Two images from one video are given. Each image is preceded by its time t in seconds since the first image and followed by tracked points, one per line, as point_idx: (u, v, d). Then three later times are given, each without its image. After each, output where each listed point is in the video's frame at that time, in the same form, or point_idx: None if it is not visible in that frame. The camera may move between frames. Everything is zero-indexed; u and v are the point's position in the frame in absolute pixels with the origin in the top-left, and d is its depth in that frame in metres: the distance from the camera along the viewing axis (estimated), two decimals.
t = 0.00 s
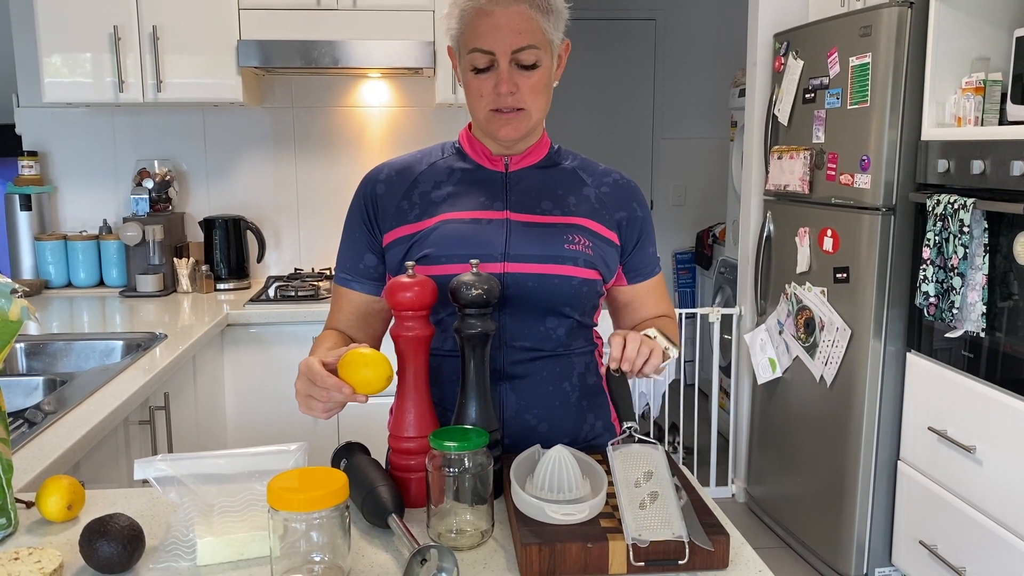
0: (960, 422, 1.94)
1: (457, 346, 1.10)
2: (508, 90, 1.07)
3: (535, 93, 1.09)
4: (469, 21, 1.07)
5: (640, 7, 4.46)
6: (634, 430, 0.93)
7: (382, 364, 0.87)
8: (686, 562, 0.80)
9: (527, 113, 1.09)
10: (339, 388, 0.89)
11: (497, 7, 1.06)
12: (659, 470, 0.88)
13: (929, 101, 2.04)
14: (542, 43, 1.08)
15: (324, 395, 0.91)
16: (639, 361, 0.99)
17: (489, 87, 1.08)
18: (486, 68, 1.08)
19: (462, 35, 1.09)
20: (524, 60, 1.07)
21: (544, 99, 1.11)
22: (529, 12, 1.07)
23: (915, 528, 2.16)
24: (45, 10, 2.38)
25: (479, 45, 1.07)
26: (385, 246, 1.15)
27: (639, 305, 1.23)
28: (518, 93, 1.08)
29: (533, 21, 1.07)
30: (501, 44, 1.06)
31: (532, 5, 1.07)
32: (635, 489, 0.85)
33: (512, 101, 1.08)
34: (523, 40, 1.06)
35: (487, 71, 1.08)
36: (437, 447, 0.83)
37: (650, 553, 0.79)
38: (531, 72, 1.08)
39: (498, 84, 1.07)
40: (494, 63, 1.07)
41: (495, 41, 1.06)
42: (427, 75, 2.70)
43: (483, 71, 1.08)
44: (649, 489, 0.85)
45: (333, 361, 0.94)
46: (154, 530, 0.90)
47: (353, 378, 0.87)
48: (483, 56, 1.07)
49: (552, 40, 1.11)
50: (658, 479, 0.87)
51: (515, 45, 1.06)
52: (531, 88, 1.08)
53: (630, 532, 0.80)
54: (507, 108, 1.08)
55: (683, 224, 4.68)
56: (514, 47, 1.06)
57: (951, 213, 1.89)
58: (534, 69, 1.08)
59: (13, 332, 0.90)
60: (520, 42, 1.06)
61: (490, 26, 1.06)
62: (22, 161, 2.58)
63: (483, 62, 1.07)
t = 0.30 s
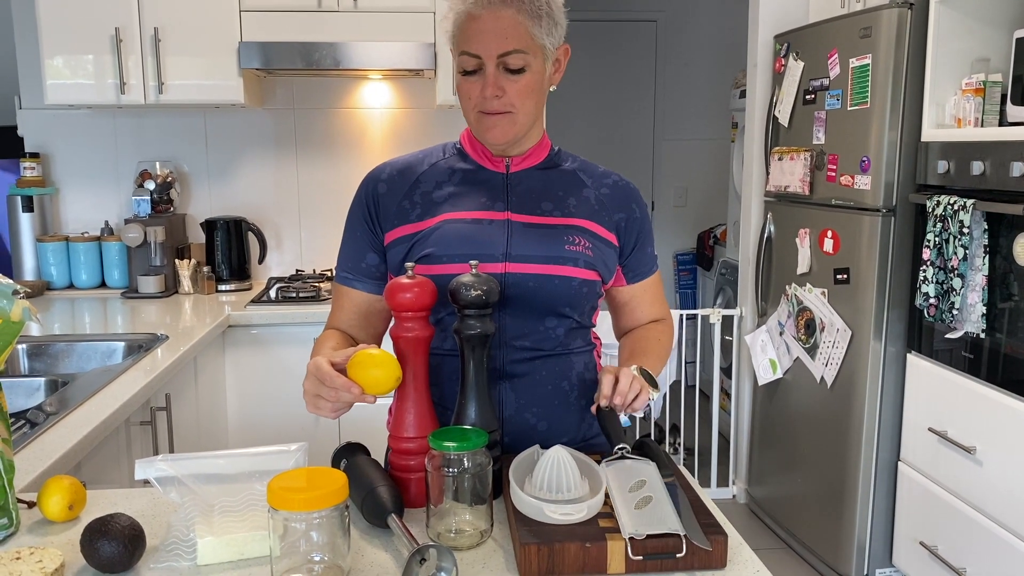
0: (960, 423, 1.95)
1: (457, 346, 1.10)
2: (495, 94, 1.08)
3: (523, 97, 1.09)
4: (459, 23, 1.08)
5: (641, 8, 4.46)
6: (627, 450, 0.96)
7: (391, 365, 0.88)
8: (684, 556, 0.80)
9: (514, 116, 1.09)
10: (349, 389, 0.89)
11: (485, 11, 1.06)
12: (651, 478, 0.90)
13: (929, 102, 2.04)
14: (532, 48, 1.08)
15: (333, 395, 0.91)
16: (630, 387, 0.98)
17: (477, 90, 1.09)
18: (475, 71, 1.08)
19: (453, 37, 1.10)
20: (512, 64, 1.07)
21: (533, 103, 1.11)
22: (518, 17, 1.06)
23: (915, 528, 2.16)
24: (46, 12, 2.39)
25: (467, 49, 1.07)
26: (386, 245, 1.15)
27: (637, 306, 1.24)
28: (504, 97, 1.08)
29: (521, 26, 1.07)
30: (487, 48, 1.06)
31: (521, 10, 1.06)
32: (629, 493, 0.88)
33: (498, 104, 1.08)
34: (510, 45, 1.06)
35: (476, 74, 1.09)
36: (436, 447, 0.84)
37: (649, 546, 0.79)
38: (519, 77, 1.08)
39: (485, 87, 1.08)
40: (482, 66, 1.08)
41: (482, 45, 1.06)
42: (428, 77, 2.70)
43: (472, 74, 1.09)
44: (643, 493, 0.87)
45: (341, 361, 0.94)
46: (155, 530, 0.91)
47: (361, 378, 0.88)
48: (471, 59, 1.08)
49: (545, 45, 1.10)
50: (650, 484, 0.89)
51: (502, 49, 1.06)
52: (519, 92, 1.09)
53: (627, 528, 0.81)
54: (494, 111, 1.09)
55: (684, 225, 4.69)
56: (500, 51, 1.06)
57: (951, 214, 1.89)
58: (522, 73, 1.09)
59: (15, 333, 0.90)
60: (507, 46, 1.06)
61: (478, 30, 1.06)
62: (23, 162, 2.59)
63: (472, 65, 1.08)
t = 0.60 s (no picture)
0: (960, 425, 1.94)
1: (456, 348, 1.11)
2: (496, 99, 1.08)
3: (524, 101, 1.10)
4: (459, 29, 1.08)
5: (642, 11, 4.47)
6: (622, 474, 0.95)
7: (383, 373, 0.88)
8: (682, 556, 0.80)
9: (516, 121, 1.10)
10: (339, 396, 0.89)
11: (486, 17, 1.06)
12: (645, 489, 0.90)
13: (929, 105, 2.05)
14: (532, 52, 1.09)
15: (326, 402, 0.91)
16: (621, 420, 0.95)
17: (479, 95, 1.09)
18: (476, 76, 1.09)
19: (453, 42, 1.10)
20: (513, 68, 1.08)
21: (533, 107, 1.11)
22: (518, 21, 1.07)
23: (917, 531, 2.16)
24: (49, 16, 2.40)
25: (468, 54, 1.08)
26: (384, 246, 1.16)
27: (638, 309, 1.24)
28: (506, 101, 1.08)
29: (521, 31, 1.07)
30: (489, 53, 1.07)
31: (520, 14, 1.07)
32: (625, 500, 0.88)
33: (500, 109, 1.08)
34: (511, 50, 1.07)
35: (477, 80, 1.09)
36: (435, 451, 0.84)
37: (646, 547, 0.80)
38: (520, 81, 1.09)
39: (487, 92, 1.08)
40: (483, 71, 1.08)
41: (483, 50, 1.07)
42: (429, 80, 2.71)
43: (474, 79, 1.09)
44: (639, 500, 0.88)
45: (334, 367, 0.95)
46: (155, 533, 0.91)
47: (353, 386, 0.88)
48: (473, 64, 1.08)
49: (544, 50, 1.10)
50: (645, 494, 0.89)
51: (503, 54, 1.07)
52: (520, 96, 1.09)
53: (624, 531, 0.81)
54: (496, 116, 1.09)
55: (686, 228, 4.69)
56: (501, 56, 1.07)
57: (951, 217, 1.89)
58: (523, 78, 1.09)
59: (17, 336, 0.90)
60: (508, 51, 1.07)
61: (479, 35, 1.06)
62: (26, 166, 2.60)
63: (473, 70, 1.08)
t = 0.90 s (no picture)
0: (962, 431, 1.94)
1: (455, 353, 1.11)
2: (507, 104, 1.08)
3: (532, 106, 1.10)
4: (466, 35, 1.08)
5: (643, 16, 4.48)
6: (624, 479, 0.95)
7: (363, 392, 0.87)
8: (681, 562, 0.80)
9: (524, 126, 1.10)
10: (321, 414, 0.90)
11: (495, 22, 1.07)
12: (646, 499, 0.90)
13: (930, 110, 2.05)
14: (539, 58, 1.10)
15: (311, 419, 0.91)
16: (567, 391, 0.90)
17: (488, 101, 1.09)
18: (484, 82, 1.09)
19: (459, 49, 1.10)
20: (522, 73, 1.08)
21: (540, 112, 1.12)
22: (526, 26, 1.08)
23: (918, 537, 2.15)
24: (51, 21, 2.41)
25: (476, 60, 1.08)
26: (382, 252, 1.16)
27: (638, 315, 1.20)
28: (515, 107, 1.09)
29: (529, 36, 1.08)
30: (498, 58, 1.07)
31: (528, 19, 1.08)
32: (625, 510, 0.88)
33: (510, 114, 1.09)
34: (520, 55, 1.07)
35: (485, 86, 1.09)
36: (435, 456, 0.84)
37: (646, 553, 0.79)
38: (528, 86, 1.09)
39: (497, 98, 1.08)
40: (492, 77, 1.08)
41: (492, 55, 1.07)
42: (430, 86, 2.71)
43: (482, 85, 1.09)
44: (639, 510, 0.88)
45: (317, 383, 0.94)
46: (155, 538, 0.91)
47: (333, 404, 0.87)
48: (481, 70, 1.08)
49: (549, 54, 1.12)
50: (645, 503, 0.89)
51: (512, 59, 1.07)
52: (528, 101, 1.10)
53: (623, 537, 0.81)
54: (505, 121, 1.09)
55: (687, 232, 4.69)
56: (511, 62, 1.07)
57: (952, 223, 1.89)
58: (531, 83, 1.10)
59: (17, 342, 0.91)
60: (517, 56, 1.07)
61: (488, 41, 1.07)
62: (28, 171, 2.61)
63: (482, 77, 1.08)
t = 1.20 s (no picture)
0: (963, 438, 1.94)
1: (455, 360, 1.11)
2: (504, 105, 1.09)
3: (530, 108, 1.10)
4: (464, 38, 1.09)
5: (644, 23, 4.49)
6: (625, 486, 0.95)
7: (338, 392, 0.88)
8: (682, 570, 0.80)
9: (522, 128, 1.10)
10: (296, 415, 0.91)
11: (493, 24, 1.07)
12: (647, 506, 0.90)
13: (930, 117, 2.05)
14: (537, 60, 1.10)
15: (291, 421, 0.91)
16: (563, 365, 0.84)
17: (486, 103, 1.09)
18: (482, 84, 1.09)
19: (458, 51, 1.10)
20: (520, 75, 1.09)
21: (538, 115, 1.12)
22: (524, 28, 1.08)
23: (920, 544, 2.15)
24: (55, 29, 2.42)
25: (475, 62, 1.08)
26: (379, 260, 1.17)
27: (640, 327, 1.17)
28: (513, 109, 1.09)
29: (528, 38, 1.08)
30: (496, 60, 1.07)
31: (526, 22, 1.08)
32: (625, 517, 0.88)
33: (507, 116, 1.09)
34: (519, 57, 1.08)
35: (483, 87, 1.09)
36: (436, 463, 0.84)
37: (647, 560, 0.79)
38: (527, 88, 1.10)
39: (495, 99, 1.08)
40: (490, 79, 1.09)
41: (490, 57, 1.07)
42: (432, 93, 2.72)
43: (480, 87, 1.09)
44: (640, 517, 0.88)
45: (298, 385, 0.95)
46: (156, 545, 0.91)
47: (310, 406, 0.88)
48: (479, 72, 1.08)
49: (547, 57, 1.12)
50: (646, 510, 0.89)
51: (510, 61, 1.08)
52: (526, 103, 1.10)
53: (625, 544, 0.81)
54: (503, 123, 1.10)
55: (688, 239, 4.69)
56: (509, 64, 1.08)
57: (953, 229, 1.90)
58: (529, 85, 1.10)
59: (20, 349, 0.91)
60: (515, 58, 1.08)
61: (486, 43, 1.07)
62: (31, 178, 2.61)
63: (479, 78, 1.09)
